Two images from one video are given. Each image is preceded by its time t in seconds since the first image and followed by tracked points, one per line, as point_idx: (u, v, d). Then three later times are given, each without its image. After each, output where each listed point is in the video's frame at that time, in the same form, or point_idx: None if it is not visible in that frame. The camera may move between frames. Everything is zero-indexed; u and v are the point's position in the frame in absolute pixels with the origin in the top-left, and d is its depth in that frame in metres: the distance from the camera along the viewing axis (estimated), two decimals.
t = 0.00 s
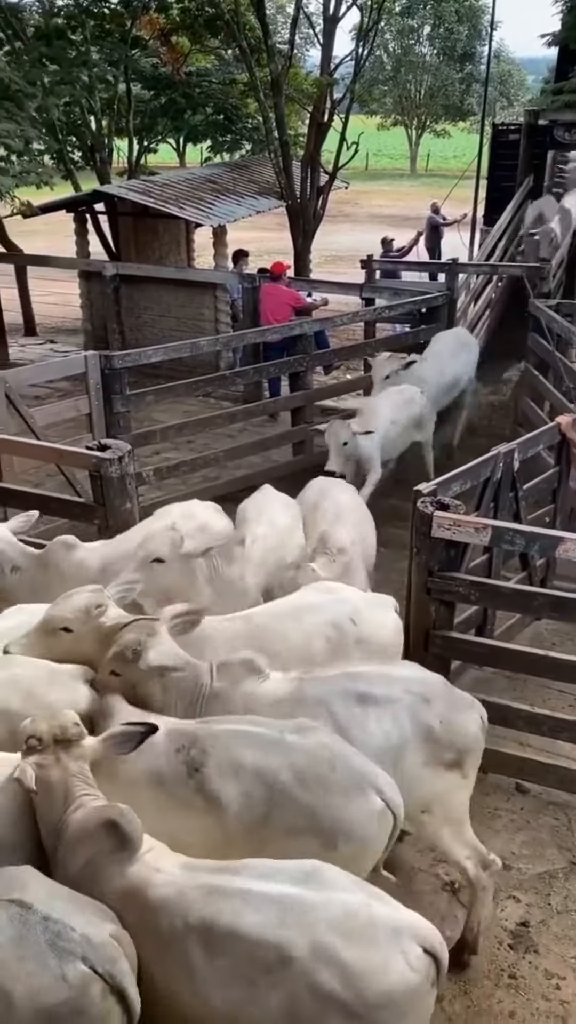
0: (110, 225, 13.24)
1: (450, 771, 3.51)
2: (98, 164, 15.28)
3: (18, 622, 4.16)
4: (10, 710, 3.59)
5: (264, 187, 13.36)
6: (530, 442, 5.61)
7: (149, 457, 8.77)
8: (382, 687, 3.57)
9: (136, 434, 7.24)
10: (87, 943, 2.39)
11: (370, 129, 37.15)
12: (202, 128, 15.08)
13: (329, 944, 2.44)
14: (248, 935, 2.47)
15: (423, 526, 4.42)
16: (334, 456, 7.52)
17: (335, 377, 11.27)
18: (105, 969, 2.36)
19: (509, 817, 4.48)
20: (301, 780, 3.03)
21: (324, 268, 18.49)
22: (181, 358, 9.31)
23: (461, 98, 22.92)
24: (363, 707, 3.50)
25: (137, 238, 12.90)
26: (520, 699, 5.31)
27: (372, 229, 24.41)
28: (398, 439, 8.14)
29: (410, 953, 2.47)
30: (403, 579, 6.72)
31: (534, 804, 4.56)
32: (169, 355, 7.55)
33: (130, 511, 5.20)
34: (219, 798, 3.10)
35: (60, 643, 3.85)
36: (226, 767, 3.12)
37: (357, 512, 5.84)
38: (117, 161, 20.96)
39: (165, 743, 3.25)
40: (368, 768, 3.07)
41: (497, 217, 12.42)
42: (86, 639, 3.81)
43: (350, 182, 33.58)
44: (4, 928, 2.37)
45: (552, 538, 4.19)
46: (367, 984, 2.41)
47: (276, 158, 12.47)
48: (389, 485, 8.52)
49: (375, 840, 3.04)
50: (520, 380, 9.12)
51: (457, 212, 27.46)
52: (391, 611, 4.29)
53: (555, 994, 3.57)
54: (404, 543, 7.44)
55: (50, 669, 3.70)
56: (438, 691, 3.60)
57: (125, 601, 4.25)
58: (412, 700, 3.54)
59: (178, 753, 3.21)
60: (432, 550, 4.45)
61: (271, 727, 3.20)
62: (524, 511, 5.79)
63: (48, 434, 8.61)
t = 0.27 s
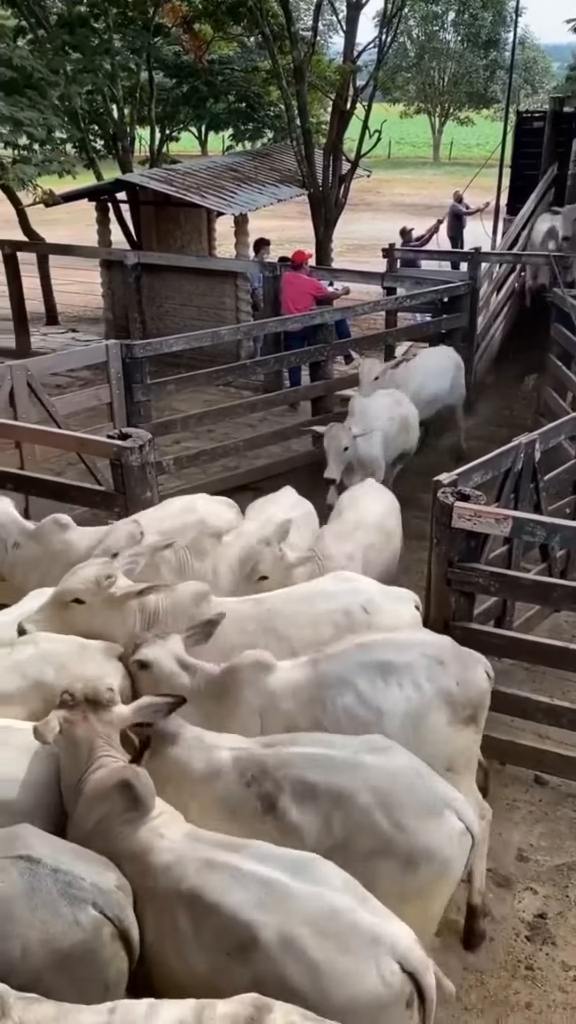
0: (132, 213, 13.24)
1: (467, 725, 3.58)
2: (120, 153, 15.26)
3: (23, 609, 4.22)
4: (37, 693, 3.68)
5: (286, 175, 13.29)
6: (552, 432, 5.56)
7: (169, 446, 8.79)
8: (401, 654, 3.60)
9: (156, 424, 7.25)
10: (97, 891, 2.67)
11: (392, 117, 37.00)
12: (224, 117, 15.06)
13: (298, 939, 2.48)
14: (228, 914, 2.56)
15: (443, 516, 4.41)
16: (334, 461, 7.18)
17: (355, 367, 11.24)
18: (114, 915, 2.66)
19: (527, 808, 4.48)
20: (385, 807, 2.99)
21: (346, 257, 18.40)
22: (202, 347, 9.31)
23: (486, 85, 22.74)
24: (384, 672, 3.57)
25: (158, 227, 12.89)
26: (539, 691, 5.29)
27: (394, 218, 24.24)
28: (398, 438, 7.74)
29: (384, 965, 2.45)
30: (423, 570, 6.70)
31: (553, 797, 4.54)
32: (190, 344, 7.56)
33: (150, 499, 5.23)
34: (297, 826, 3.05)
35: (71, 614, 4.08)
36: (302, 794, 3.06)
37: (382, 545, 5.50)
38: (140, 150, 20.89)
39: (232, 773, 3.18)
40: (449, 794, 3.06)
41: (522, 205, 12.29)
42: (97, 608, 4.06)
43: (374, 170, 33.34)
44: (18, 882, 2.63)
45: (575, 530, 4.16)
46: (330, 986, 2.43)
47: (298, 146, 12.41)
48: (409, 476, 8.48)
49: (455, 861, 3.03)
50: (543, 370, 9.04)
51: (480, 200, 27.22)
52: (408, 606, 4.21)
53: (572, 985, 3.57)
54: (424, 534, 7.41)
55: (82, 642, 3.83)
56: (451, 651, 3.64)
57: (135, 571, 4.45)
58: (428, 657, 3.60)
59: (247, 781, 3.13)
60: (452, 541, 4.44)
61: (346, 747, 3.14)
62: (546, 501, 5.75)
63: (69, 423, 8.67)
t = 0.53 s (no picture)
0: (152, 204, 13.26)
1: (484, 719, 3.62)
2: (141, 143, 15.27)
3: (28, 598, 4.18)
4: (55, 666, 3.73)
5: (306, 165, 13.24)
6: (569, 423, 5.54)
7: (188, 436, 8.81)
8: (417, 651, 3.58)
9: (176, 414, 7.23)
10: (97, 862, 2.68)
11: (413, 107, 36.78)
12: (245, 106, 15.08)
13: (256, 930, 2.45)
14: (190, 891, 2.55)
15: (463, 508, 4.40)
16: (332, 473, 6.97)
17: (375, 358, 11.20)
18: (114, 884, 2.67)
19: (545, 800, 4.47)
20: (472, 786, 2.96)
21: (365, 248, 18.33)
22: (222, 338, 9.32)
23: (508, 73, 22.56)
24: (404, 673, 3.54)
25: (178, 217, 12.89)
26: (557, 684, 5.27)
27: (414, 208, 24.10)
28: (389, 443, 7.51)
29: (344, 964, 2.39)
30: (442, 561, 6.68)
31: (570, 789, 4.52)
32: (210, 334, 7.56)
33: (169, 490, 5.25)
34: (392, 813, 2.93)
35: (80, 601, 4.02)
36: (390, 779, 2.96)
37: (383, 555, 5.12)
38: (160, 140, 20.87)
39: (312, 763, 3.04)
40: (534, 779, 3.04)
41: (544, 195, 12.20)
42: (104, 598, 4.02)
43: (394, 160, 33.17)
44: (19, 854, 2.65)
45: None
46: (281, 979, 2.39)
47: (319, 135, 12.37)
48: (428, 467, 8.46)
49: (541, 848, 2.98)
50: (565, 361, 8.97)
51: (501, 190, 27.06)
52: (413, 600, 4.20)
53: None
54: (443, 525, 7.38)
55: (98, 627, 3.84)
56: (467, 646, 3.64)
57: (143, 563, 4.45)
58: (446, 654, 3.59)
59: (335, 768, 3.00)
60: (471, 533, 4.42)
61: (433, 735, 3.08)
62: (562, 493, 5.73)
63: (89, 413, 8.71)
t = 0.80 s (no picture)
0: (173, 194, 13.25)
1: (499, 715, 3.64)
2: (163, 133, 15.25)
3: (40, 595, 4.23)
4: (65, 658, 3.75)
5: (329, 155, 13.18)
6: None
7: (209, 427, 8.82)
8: (433, 659, 3.55)
9: (197, 405, 7.23)
10: (104, 822, 2.80)
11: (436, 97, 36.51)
12: (267, 95, 15.04)
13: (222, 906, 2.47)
14: (171, 864, 2.58)
15: (486, 501, 4.37)
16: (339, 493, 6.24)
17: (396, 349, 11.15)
18: (119, 842, 2.77)
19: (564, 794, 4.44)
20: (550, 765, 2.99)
21: (387, 238, 18.24)
22: (243, 329, 9.30)
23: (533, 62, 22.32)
24: (415, 683, 3.49)
25: (200, 208, 12.87)
26: None
27: (436, 198, 23.94)
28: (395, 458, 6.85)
29: (301, 963, 2.37)
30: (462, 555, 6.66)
31: None
32: (231, 325, 7.55)
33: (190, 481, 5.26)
34: (475, 795, 2.95)
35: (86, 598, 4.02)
36: (471, 764, 2.97)
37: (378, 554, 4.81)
38: (182, 131, 20.84)
39: (394, 755, 2.99)
40: None
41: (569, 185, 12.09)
42: (110, 595, 4.00)
43: (416, 150, 32.97)
44: (28, 819, 2.74)
45: None
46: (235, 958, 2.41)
47: (341, 125, 12.30)
48: (449, 459, 8.42)
49: None
50: None
51: (525, 179, 26.84)
52: (427, 597, 4.07)
53: None
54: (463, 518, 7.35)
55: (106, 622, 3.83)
56: (487, 652, 3.61)
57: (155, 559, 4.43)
58: (460, 662, 3.57)
59: (419, 756, 2.98)
60: (494, 526, 4.40)
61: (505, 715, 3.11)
62: None
63: (110, 404, 8.74)
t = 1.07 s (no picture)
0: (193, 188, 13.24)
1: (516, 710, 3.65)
2: (183, 126, 15.24)
3: (55, 585, 4.24)
4: (83, 650, 3.77)
5: (349, 148, 13.13)
6: None
7: (227, 421, 8.83)
8: (452, 660, 3.54)
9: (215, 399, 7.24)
10: (113, 810, 2.94)
11: (456, 89, 36.26)
12: (287, 88, 14.99)
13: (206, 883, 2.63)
14: (172, 841, 2.76)
15: (505, 497, 4.36)
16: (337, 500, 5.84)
17: (415, 343, 11.11)
18: (130, 831, 2.92)
19: None
20: None
21: (407, 231, 18.15)
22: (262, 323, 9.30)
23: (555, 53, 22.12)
24: (433, 686, 3.51)
25: (219, 201, 12.86)
26: None
27: (456, 191, 23.79)
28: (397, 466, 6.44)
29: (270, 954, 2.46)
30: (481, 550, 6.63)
31: None
32: (250, 319, 7.54)
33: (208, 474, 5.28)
34: (545, 790, 3.01)
35: (97, 589, 4.00)
36: (536, 759, 3.03)
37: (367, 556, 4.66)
38: (202, 124, 20.81)
39: (456, 765, 3.03)
40: None
41: None
42: (120, 588, 3.99)
43: (437, 143, 32.75)
44: (37, 808, 2.88)
45: None
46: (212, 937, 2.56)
47: (362, 118, 12.25)
48: (468, 454, 8.38)
49: None
50: None
51: (547, 172, 26.62)
52: (441, 600, 4.05)
53: None
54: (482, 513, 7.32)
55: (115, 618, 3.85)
56: (507, 651, 3.58)
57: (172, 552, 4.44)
58: (482, 662, 3.54)
59: (481, 762, 3.02)
60: (514, 521, 4.38)
61: (549, 707, 3.14)
62: None
63: (129, 397, 8.76)
